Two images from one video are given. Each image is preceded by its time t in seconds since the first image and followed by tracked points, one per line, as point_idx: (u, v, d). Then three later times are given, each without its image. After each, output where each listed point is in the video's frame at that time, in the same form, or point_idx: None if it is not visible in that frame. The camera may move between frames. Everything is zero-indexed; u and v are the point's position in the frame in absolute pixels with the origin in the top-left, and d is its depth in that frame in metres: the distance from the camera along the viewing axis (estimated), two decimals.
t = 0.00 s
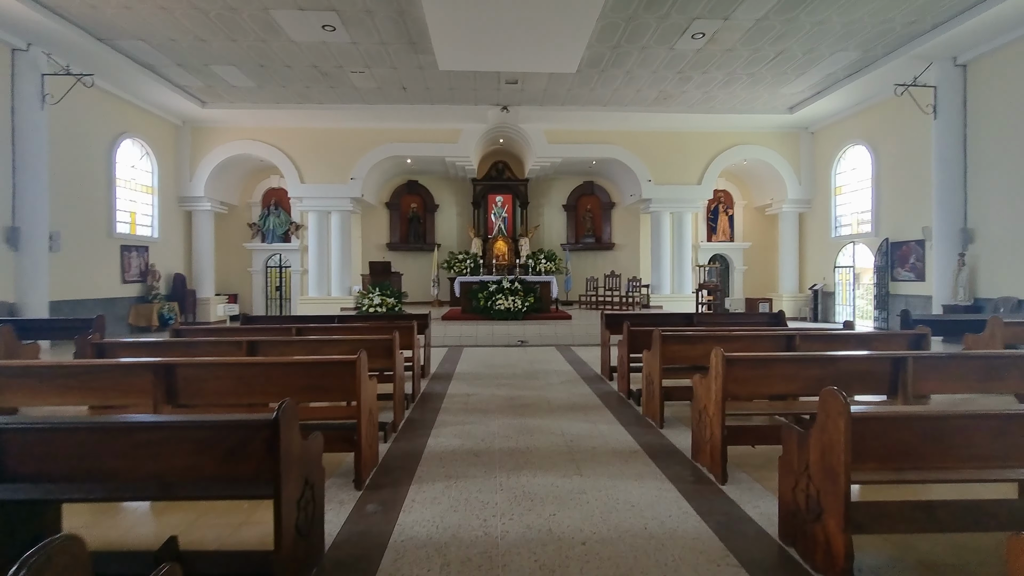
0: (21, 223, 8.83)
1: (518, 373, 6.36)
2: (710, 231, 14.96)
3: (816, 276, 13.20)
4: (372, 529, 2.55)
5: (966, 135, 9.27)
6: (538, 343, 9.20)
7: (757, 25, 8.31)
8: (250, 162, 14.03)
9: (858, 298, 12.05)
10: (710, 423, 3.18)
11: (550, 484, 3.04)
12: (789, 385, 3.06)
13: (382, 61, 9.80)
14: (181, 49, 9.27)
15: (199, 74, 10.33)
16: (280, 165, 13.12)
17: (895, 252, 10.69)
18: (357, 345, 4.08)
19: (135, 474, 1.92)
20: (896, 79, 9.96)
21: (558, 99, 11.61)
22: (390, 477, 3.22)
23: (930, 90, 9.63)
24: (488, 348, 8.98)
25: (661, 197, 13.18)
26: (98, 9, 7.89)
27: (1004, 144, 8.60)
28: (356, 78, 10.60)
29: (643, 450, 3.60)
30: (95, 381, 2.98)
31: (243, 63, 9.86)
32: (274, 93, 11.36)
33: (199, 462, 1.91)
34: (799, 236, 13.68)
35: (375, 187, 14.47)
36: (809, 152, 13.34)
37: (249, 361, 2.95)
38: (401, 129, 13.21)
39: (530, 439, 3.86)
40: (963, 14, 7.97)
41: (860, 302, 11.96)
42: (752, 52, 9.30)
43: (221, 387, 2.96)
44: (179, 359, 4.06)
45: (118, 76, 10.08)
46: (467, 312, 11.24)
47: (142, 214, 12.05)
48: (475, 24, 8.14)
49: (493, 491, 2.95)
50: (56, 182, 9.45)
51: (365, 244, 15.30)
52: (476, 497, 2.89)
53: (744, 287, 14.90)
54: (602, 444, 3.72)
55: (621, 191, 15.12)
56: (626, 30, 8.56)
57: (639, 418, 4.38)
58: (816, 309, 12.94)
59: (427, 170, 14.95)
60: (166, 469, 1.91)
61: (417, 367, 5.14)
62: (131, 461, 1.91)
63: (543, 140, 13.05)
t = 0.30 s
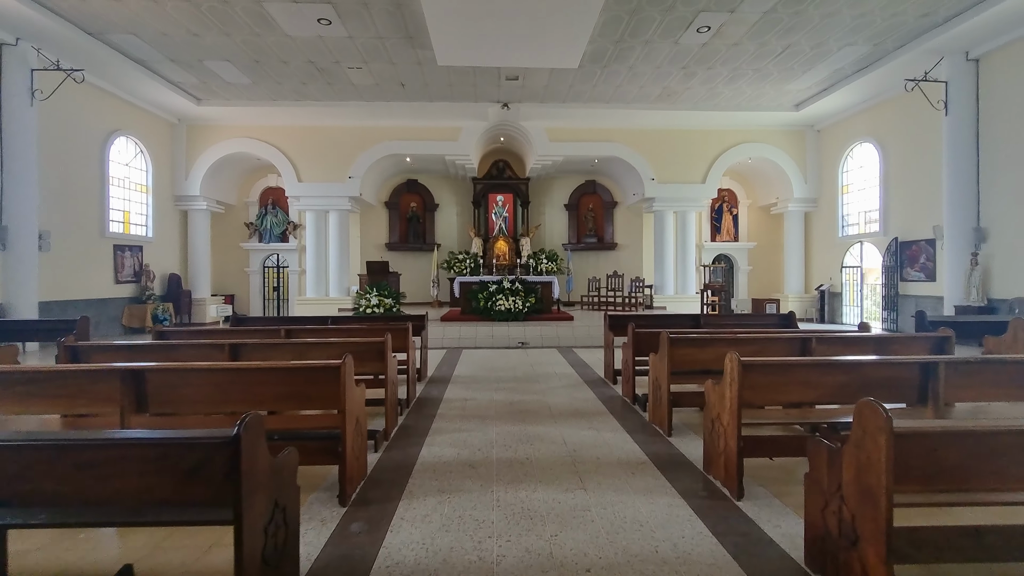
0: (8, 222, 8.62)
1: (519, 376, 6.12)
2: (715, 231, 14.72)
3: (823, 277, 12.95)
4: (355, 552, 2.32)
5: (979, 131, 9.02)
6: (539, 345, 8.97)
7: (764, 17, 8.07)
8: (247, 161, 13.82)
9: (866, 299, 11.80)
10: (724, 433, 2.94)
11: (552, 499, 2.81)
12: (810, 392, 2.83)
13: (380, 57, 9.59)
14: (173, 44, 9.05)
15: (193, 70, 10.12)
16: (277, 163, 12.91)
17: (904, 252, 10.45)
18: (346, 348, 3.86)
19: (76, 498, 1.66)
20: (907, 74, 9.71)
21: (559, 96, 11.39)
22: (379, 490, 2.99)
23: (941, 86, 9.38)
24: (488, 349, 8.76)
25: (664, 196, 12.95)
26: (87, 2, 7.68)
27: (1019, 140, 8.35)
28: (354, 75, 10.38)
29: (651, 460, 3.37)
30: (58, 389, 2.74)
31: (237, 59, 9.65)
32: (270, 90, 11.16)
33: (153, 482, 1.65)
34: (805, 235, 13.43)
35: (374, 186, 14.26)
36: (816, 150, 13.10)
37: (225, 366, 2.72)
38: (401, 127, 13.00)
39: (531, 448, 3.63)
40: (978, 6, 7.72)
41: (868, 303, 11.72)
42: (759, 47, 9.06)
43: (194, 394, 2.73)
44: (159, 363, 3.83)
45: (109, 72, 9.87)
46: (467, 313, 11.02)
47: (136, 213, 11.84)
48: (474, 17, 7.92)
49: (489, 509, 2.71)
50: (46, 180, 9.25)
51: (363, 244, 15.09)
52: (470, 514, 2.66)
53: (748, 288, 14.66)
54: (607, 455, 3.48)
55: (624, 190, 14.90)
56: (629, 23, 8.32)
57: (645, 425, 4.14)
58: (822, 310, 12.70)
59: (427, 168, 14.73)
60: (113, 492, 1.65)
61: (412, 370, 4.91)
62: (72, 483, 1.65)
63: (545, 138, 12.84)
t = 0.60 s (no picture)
0: None
1: (517, 384, 5.87)
2: (718, 232, 14.47)
3: (829, 279, 12.71)
4: None
5: (991, 129, 8.76)
6: (539, 349, 8.73)
7: (770, 12, 7.82)
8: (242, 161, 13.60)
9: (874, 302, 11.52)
10: (736, 453, 2.69)
11: (549, 527, 2.56)
12: (831, 409, 2.58)
13: (375, 53, 9.37)
14: (163, 39, 8.83)
15: (184, 67, 9.92)
16: (272, 163, 12.68)
17: (912, 253, 10.20)
18: (329, 357, 3.62)
19: None
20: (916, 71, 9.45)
21: (560, 94, 11.15)
22: (360, 514, 2.74)
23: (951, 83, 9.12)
24: (486, 354, 8.51)
25: (667, 196, 12.70)
26: None
27: None
28: (349, 72, 10.16)
29: (656, 480, 3.12)
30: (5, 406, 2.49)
31: (229, 55, 9.43)
32: (264, 88, 10.94)
33: (71, 527, 1.36)
34: (810, 237, 13.20)
35: (371, 186, 14.03)
36: (821, 150, 12.84)
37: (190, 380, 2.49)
38: (398, 126, 12.78)
39: (527, 465, 3.38)
40: None
41: (876, 305, 11.44)
42: (765, 43, 8.81)
43: (158, 410, 2.51)
44: (130, 373, 3.59)
45: (98, 69, 9.65)
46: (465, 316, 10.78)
47: (127, 214, 11.61)
48: (471, 12, 7.68)
49: (478, 538, 2.46)
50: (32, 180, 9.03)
51: (361, 245, 14.86)
52: (458, 546, 2.40)
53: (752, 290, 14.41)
54: (609, 473, 3.22)
55: (625, 190, 14.66)
56: (631, 18, 8.08)
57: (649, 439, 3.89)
58: (828, 313, 12.44)
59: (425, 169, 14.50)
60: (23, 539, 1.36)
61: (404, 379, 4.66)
62: None
63: (545, 137, 12.62)
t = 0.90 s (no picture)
0: None
1: (520, 388, 5.65)
2: (723, 232, 14.22)
3: (837, 279, 12.47)
4: None
5: (1007, 125, 8.52)
6: (542, 351, 8.51)
7: (780, 5, 7.60)
8: (241, 160, 13.42)
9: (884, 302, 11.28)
10: (759, 469, 2.47)
11: (555, 550, 2.35)
12: (863, 421, 2.37)
13: (375, 49, 9.17)
14: (158, 36, 8.64)
15: (180, 63, 9.73)
16: (271, 162, 12.48)
17: (924, 253, 9.96)
18: (320, 363, 3.41)
19: None
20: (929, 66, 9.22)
21: (563, 91, 10.93)
22: (351, 533, 2.53)
23: (966, 78, 8.89)
24: (487, 356, 8.29)
25: (672, 195, 12.48)
26: None
27: None
28: (348, 68, 9.96)
29: (671, 496, 2.91)
30: None
31: (226, 52, 9.23)
32: (262, 85, 10.74)
33: None
34: (818, 237, 12.96)
35: (372, 185, 13.83)
36: (829, 148, 12.60)
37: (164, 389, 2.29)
38: (399, 124, 12.57)
39: (531, 477, 3.17)
40: None
41: (886, 306, 11.20)
42: (773, 37, 8.59)
43: (129, 424, 2.30)
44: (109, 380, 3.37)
45: (92, 65, 9.47)
46: (466, 317, 10.56)
47: (123, 213, 11.42)
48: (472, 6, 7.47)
49: (478, 564, 2.24)
50: (23, 179, 8.84)
51: (361, 245, 14.65)
52: (457, 573, 2.18)
53: (759, 290, 14.17)
54: (619, 488, 3.01)
55: (629, 189, 14.43)
56: (637, 12, 7.87)
57: (660, 448, 3.68)
58: (836, 314, 12.19)
59: (426, 168, 14.30)
60: None
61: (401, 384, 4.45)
62: None
63: (547, 136, 12.41)
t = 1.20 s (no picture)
0: None
1: (526, 393, 5.41)
2: (731, 231, 14.00)
3: (848, 279, 12.21)
4: None
5: None
6: (547, 354, 8.26)
7: None
8: (239, 159, 13.21)
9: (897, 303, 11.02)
10: (797, 487, 2.23)
11: None
12: (916, 436, 2.13)
13: (375, 44, 8.94)
14: (152, 30, 8.40)
15: (177, 59, 9.52)
16: (270, 160, 12.26)
17: (940, 252, 9.71)
18: (313, 369, 3.16)
19: None
20: (946, 59, 8.95)
21: (568, 87, 10.69)
22: (345, 559, 2.30)
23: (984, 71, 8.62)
24: (491, 359, 8.05)
25: (678, 193, 12.23)
26: None
27: None
28: (348, 64, 9.73)
29: (696, 514, 2.66)
30: None
31: (223, 47, 9.00)
32: (260, 81, 10.51)
33: None
34: (828, 235, 12.70)
35: (373, 184, 13.61)
36: (839, 145, 12.34)
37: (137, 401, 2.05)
38: (400, 122, 12.34)
39: (543, 492, 2.93)
40: None
41: (899, 307, 10.94)
42: (785, 30, 8.34)
43: (99, 439, 2.07)
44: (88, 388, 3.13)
45: (87, 61, 9.25)
46: (469, 318, 10.33)
47: (120, 213, 11.21)
48: None
49: None
50: (14, 177, 8.62)
51: (361, 245, 14.43)
52: None
53: (767, 291, 13.91)
54: (638, 505, 2.77)
55: (634, 187, 14.19)
56: (645, 4, 7.63)
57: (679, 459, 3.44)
58: (848, 314, 11.93)
59: (428, 166, 14.08)
60: None
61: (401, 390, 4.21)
62: None
63: (551, 133, 12.16)
